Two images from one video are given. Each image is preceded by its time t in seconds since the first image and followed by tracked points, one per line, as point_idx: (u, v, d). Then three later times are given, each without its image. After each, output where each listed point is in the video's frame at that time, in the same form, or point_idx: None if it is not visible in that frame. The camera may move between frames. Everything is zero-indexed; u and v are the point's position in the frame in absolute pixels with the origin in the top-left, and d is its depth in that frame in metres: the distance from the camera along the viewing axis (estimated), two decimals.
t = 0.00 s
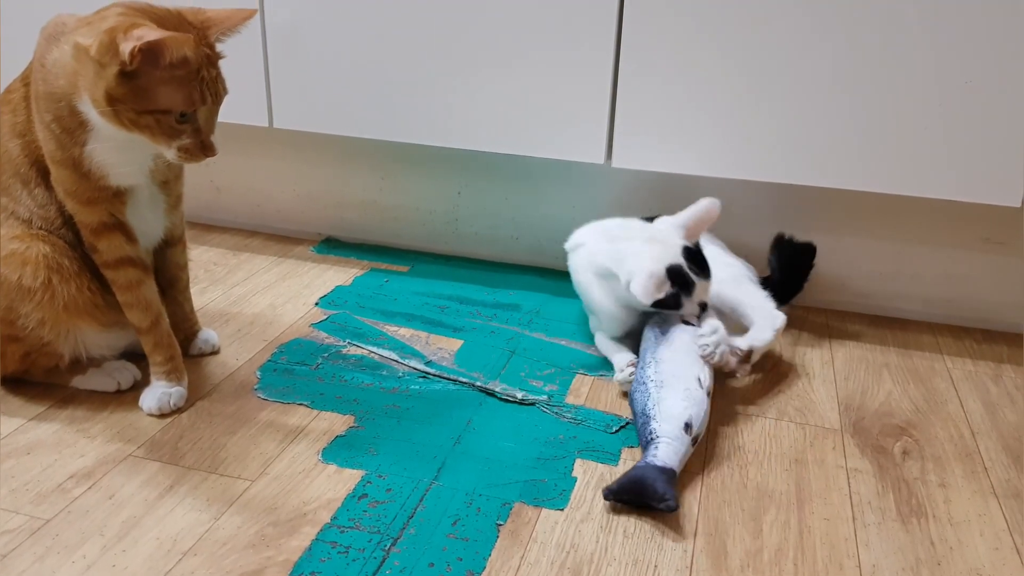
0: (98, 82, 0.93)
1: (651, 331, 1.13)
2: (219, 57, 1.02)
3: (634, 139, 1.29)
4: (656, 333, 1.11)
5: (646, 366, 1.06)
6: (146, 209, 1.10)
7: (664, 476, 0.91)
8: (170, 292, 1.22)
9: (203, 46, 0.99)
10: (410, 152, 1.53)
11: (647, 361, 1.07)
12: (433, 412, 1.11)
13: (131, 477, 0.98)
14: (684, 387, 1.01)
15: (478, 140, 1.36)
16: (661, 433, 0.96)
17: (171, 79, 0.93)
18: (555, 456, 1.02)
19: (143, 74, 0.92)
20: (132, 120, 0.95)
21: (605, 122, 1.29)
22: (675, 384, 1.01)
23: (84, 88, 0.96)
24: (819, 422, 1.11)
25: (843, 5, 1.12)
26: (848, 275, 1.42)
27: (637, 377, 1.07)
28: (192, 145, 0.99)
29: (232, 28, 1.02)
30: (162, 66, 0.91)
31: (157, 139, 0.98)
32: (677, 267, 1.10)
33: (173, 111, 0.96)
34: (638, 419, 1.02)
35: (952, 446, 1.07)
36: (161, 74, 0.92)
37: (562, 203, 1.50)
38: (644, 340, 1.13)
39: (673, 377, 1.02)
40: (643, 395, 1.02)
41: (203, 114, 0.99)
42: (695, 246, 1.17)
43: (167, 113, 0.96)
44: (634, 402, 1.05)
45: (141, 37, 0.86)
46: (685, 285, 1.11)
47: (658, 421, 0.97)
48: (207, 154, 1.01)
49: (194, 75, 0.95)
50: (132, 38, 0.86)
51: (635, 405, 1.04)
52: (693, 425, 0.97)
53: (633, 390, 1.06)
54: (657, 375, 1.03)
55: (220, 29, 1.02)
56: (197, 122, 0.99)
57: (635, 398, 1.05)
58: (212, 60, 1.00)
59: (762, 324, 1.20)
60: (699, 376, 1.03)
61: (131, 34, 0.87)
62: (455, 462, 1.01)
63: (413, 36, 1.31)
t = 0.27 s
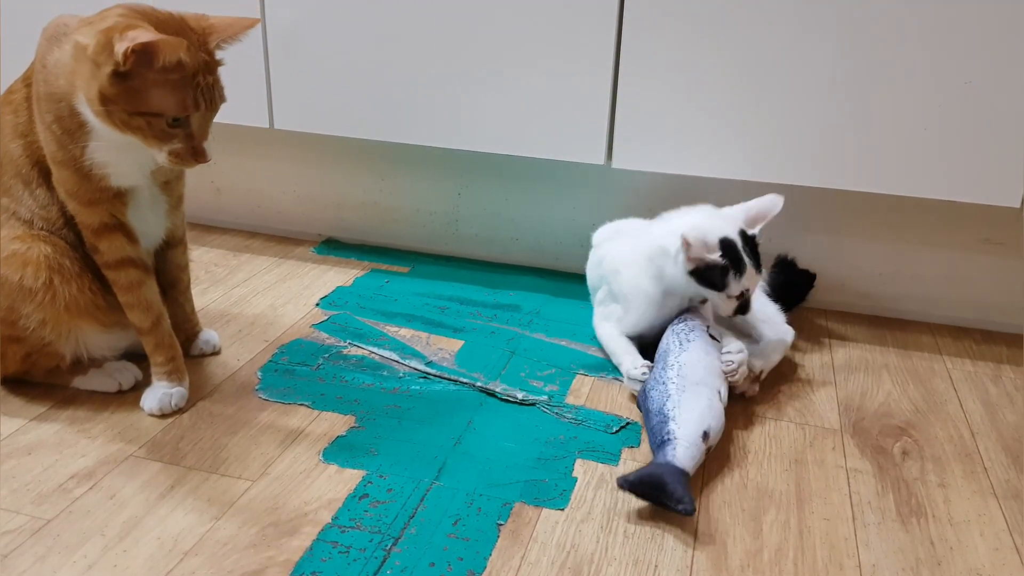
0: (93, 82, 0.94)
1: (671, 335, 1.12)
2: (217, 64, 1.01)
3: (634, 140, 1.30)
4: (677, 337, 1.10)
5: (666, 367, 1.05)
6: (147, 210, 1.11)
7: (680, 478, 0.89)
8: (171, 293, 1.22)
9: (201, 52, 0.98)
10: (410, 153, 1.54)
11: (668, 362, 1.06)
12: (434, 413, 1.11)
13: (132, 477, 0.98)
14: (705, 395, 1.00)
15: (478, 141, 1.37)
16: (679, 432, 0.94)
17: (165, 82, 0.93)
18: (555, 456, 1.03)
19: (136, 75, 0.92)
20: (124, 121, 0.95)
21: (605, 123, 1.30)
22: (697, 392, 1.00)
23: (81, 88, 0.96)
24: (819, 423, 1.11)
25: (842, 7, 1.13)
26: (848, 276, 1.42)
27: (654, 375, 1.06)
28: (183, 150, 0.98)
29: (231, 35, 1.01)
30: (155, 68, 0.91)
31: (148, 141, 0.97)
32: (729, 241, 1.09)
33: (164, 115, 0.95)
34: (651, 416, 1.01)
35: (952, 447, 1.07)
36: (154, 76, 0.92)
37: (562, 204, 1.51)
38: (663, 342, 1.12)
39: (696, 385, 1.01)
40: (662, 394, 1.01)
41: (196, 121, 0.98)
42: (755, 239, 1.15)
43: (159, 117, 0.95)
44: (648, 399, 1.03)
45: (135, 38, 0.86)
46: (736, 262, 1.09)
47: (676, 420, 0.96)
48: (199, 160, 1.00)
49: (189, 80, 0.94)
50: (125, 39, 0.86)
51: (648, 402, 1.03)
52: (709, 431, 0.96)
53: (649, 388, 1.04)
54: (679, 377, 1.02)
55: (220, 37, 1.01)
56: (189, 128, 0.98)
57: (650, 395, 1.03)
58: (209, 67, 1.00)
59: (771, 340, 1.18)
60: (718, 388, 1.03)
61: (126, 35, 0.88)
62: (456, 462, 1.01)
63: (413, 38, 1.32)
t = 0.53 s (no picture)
0: (90, 83, 0.94)
1: (663, 339, 1.11)
2: (215, 66, 1.01)
3: (634, 140, 1.30)
4: (671, 339, 1.10)
5: (668, 373, 1.04)
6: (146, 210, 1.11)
7: (711, 480, 0.89)
8: (170, 293, 1.22)
9: (199, 54, 0.98)
10: (408, 152, 1.54)
11: (669, 368, 1.05)
12: (433, 413, 1.11)
13: (130, 477, 0.98)
14: (712, 396, 1.00)
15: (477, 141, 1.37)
16: (701, 440, 0.94)
17: (161, 83, 0.92)
18: (554, 456, 1.03)
19: (133, 76, 0.92)
20: (121, 122, 0.95)
21: (604, 123, 1.30)
22: (705, 394, 1.00)
23: (79, 88, 0.96)
24: (818, 422, 1.11)
25: (841, 7, 1.13)
26: (846, 276, 1.42)
27: (657, 384, 1.05)
28: (180, 152, 0.98)
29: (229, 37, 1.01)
30: (152, 69, 0.91)
31: (145, 143, 0.97)
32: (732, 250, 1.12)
33: (161, 116, 0.95)
34: (665, 428, 1.00)
35: (951, 446, 1.07)
36: (150, 77, 0.92)
37: (561, 204, 1.51)
38: (656, 347, 1.11)
39: (702, 388, 1.01)
40: (672, 404, 1.00)
41: (193, 122, 0.98)
42: (750, 259, 1.16)
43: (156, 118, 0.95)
44: (657, 409, 1.02)
45: (131, 38, 0.86)
46: (722, 269, 1.12)
47: (695, 429, 0.95)
48: (196, 162, 0.99)
49: (186, 82, 0.94)
50: (122, 39, 0.86)
51: (659, 414, 1.02)
52: (727, 431, 0.96)
53: (656, 398, 1.03)
54: (684, 383, 1.02)
55: (218, 39, 1.01)
56: (186, 129, 0.98)
57: (659, 405, 1.02)
58: (207, 69, 0.99)
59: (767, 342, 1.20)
60: (724, 385, 1.03)
61: (123, 36, 0.88)
62: (454, 462, 1.01)
63: (412, 38, 1.32)
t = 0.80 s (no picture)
0: (88, 86, 0.94)
1: (660, 346, 1.12)
2: (213, 70, 1.01)
3: (631, 142, 1.30)
4: (667, 346, 1.10)
5: (664, 375, 1.04)
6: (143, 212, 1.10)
7: (708, 475, 0.88)
8: (167, 295, 1.22)
9: (197, 58, 0.98)
10: (406, 154, 1.54)
11: (665, 372, 1.05)
12: (430, 415, 1.11)
13: (126, 479, 0.98)
14: (709, 395, 1.00)
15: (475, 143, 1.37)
16: (697, 436, 0.93)
17: (160, 87, 0.93)
18: (551, 458, 1.03)
19: (131, 79, 0.92)
20: (119, 125, 0.95)
21: (602, 125, 1.30)
22: (702, 393, 1.00)
23: (77, 91, 0.96)
24: (815, 424, 1.11)
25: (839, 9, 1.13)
26: (844, 278, 1.42)
27: (653, 387, 1.05)
28: (177, 155, 0.98)
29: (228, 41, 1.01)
30: (150, 73, 0.91)
31: (144, 146, 0.97)
32: (658, 250, 1.14)
33: (159, 120, 0.95)
34: (662, 428, 0.99)
35: (948, 448, 1.07)
36: (149, 80, 0.92)
37: (559, 206, 1.51)
38: (653, 355, 1.12)
39: (698, 388, 1.01)
40: (669, 404, 1.00)
41: (191, 126, 0.98)
42: (699, 258, 1.16)
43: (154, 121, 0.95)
44: (653, 412, 1.02)
45: (130, 42, 0.86)
46: (664, 273, 1.14)
47: (691, 425, 0.95)
48: (194, 165, 0.99)
49: (184, 85, 0.94)
50: (120, 42, 0.86)
51: (656, 416, 1.01)
52: (723, 428, 0.96)
53: (652, 400, 1.03)
54: (680, 384, 1.02)
55: (216, 42, 1.01)
56: (184, 133, 0.98)
57: (655, 407, 1.02)
58: (205, 72, 0.99)
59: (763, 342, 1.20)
60: (722, 387, 1.03)
61: (122, 39, 0.88)
62: (452, 464, 1.01)
63: (411, 40, 1.32)
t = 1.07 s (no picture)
0: (84, 86, 0.93)
1: (658, 347, 1.12)
2: (210, 69, 1.01)
3: (629, 143, 1.30)
4: (664, 346, 1.11)
5: (661, 372, 1.05)
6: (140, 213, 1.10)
7: (705, 456, 0.88)
8: (164, 295, 1.21)
9: (193, 57, 0.98)
10: (403, 154, 1.53)
11: (662, 369, 1.06)
12: (427, 415, 1.11)
13: (122, 480, 0.98)
14: (706, 390, 1.01)
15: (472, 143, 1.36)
16: (696, 426, 0.94)
17: (155, 86, 0.92)
18: (548, 458, 1.02)
19: (127, 78, 0.91)
20: (115, 124, 0.95)
21: (599, 125, 1.30)
22: (700, 389, 1.01)
23: (73, 91, 0.96)
24: (812, 424, 1.11)
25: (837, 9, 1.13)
26: (841, 278, 1.42)
27: (649, 384, 1.05)
28: (174, 155, 0.98)
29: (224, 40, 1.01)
30: (145, 72, 0.91)
31: (140, 146, 0.97)
32: (680, 259, 1.13)
33: (155, 119, 0.95)
34: (658, 421, 0.99)
35: (945, 448, 1.07)
36: (144, 79, 0.92)
37: (556, 206, 1.51)
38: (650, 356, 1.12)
39: (695, 384, 1.01)
40: (665, 397, 1.00)
41: (187, 126, 0.98)
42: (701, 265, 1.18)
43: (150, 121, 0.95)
44: (650, 405, 1.02)
45: (125, 40, 0.86)
46: (688, 282, 1.12)
47: (689, 417, 0.96)
48: (190, 165, 0.99)
49: (180, 84, 0.94)
50: (115, 41, 0.86)
51: (652, 410, 1.02)
52: (721, 421, 0.96)
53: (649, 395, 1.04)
54: (678, 379, 1.02)
55: (213, 41, 1.01)
56: (180, 132, 0.97)
57: (651, 401, 1.02)
58: (201, 72, 0.99)
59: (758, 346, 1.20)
60: (719, 385, 1.03)
61: (117, 38, 0.87)
62: (448, 465, 1.00)
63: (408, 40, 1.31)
